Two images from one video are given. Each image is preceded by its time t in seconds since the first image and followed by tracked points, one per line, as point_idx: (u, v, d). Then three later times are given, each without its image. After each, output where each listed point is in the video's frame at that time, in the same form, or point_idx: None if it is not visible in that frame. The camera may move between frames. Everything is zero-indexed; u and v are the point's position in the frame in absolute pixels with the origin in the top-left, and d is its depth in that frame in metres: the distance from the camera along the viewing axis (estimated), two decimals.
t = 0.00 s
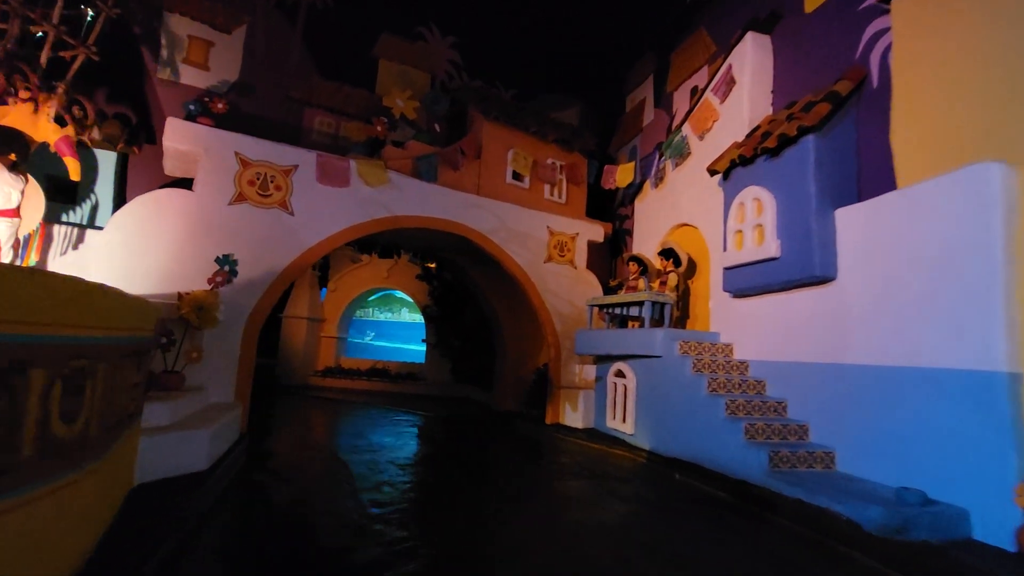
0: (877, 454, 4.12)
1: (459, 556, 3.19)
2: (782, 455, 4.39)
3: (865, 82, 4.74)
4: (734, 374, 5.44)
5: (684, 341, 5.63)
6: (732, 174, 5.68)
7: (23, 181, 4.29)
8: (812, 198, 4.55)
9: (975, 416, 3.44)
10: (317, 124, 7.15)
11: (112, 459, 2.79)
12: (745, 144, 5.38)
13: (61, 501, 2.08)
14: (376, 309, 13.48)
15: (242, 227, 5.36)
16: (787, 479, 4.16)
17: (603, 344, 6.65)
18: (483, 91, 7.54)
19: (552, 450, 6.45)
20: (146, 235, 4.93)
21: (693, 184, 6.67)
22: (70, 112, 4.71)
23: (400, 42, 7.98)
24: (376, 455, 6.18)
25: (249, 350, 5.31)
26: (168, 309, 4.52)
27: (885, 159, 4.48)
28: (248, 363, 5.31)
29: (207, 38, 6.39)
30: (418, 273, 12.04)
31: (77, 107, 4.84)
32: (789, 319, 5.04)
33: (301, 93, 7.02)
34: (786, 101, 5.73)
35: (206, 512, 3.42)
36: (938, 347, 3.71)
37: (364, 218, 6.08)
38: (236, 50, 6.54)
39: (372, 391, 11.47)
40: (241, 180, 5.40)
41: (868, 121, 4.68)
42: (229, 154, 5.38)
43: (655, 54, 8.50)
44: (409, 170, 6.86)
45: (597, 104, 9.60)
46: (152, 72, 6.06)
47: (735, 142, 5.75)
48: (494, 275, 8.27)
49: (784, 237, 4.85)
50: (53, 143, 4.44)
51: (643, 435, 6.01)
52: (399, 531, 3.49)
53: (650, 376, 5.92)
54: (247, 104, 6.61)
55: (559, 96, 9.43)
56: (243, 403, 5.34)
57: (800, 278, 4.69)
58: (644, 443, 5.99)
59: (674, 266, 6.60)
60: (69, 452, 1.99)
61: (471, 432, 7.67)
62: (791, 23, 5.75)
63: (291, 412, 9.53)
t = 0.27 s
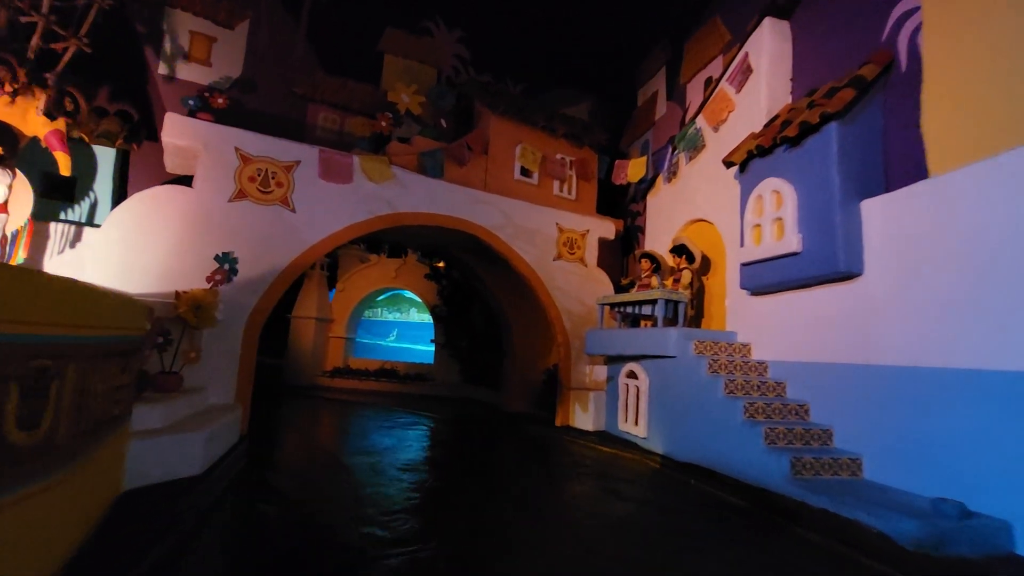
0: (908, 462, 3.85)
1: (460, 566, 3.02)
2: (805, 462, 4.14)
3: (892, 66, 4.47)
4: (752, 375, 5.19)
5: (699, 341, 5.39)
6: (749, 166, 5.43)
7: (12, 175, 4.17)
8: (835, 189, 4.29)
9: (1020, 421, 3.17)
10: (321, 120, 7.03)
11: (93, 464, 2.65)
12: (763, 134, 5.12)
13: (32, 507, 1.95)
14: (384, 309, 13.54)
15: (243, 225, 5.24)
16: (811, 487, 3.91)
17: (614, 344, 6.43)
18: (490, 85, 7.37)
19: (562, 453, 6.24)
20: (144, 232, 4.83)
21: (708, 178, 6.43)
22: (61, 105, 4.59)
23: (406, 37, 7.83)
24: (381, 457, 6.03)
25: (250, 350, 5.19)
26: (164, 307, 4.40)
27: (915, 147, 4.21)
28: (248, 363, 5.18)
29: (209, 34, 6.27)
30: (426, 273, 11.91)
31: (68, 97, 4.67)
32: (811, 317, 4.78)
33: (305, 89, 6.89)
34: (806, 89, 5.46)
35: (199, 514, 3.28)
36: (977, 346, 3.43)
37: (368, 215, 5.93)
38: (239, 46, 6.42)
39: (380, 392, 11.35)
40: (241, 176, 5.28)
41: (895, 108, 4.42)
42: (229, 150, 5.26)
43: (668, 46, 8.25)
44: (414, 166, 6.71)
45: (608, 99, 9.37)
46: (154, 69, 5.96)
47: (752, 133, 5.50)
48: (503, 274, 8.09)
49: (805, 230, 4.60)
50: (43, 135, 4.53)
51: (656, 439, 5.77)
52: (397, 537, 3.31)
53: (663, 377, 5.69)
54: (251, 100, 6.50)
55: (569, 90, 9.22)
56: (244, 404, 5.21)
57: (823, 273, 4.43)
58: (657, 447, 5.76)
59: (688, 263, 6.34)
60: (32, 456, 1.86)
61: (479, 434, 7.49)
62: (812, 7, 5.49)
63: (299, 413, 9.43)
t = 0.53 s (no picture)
0: (943, 470, 3.58)
1: None
2: (831, 470, 3.88)
3: (923, 48, 4.20)
4: (772, 377, 4.93)
5: (715, 341, 5.15)
6: (768, 158, 5.17)
7: None
8: (862, 179, 4.03)
9: None
10: (326, 116, 6.85)
11: (72, 472, 2.51)
12: (783, 123, 4.87)
13: None
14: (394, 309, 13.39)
15: (243, 222, 5.11)
16: (838, 498, 3.65)
17: (626, 344, 6.20)
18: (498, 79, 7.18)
19: (573, 458, 6.02)
20: (142, 229, 4.71)
21: (723, 172, 6.17)
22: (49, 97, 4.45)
23: (412, 31, 7.68)
24: (385, 460, 5.88)
25: (251, 350, 5.07)
26: (160, 307, 4.28)
27: (949, 134, 3.94)
28: (249, 364, 5.06)
29: (212, 29, 6.15)
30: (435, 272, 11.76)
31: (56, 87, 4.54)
32: (835, 316, 4.51)
33: (308, 84, 6.77)
34: (828, 76, 5.19)
35: (187, 523, 3.14)
36: None
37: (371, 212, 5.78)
38: (242, 41, 6.30)
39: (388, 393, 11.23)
40: (241, 172, 5.16)
41: (926, 92, 4.15)
42: (229, 145, 5.14)
43: (681, 37, 7.99)
44: (420, 162, 6.55)
45: (619, 93, 9.13)
46: (155, 65, 5.86)
47: (770, 122, 5.25)
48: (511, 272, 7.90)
49: (829, 223, 4.34)
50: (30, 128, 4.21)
51: (670, 443, 5.53)
52: (395, 550, 3.14)
53: (678, 379, 5.45)
54: (254, 97, 6.39)
55: (579, 84, 9.00)
56: (244, 406, 5.08)
57: (849, 269, 4.17)
58: (671, 452, 5.53)
59: (704, 260, 6.10)
60: None
61: (488, 437, 7.30)
62: None
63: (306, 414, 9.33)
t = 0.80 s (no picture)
0: (983, 480, 3.31)
1: None
2: (859, 478, 3.62)
3: (956, 27, 3.93)
4: (793, 379, 4.67)
5: (732, 341, 4.90)
6: (789, 148, 4.91)
7: None
8: (891, 167, 3.77)
9: None
10: (330, 112, 6.75)
11: (47, 479, 2.38)
12: (804, 111, 4.61)
13: None
14: (402, 309, 13.27)
15: (243, 219, 4.99)
16: (867, 509, 3.39)
17: (638, 344, 5.97)
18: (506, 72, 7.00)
19: (583, 462, 5.81)
20: (140, 226, 4.61)
21: (740, 164, 5.92)
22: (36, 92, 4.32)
23: (418, 26, 7.53)
24: (390, 463, 5.72)
25: (251, 350, 4.95)
26: (156, 305, 4.16)
27: (986, 118, 3.67)
28: (249, 364, 4.93)
29: (214, 24, 6.05)
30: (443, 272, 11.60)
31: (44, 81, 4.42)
32: (861, 314, 4.25)
33: (313, 80, 6.65)
34: (851, 62, 4.93)
35: (177, 529, 3.01)
36: None
37: (375, 208, 5.64)
38: (245, 36, 6.20)
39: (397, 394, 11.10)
40: (241, 168, 5.03)
41: (960, 75, 3.88)
42: (228, 141, 5.01)
43: (695, 27, 7.74)
44: (425, 158, 6.40)
45: (630, 86, 8.89)
46: (157, 61, 5.77)
47: (791, 110, 4.98)
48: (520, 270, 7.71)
49: (855, 215, 4.08)
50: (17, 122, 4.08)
51: (685, 447, 5.30)
52: (390, 560, 2.97)
53: (693, 380, 5.21)
54: (257, 92, 6.27)
55: (589, 78, 8.77)
56: (244, 408, 4.96)
57: (876, 264, 3.91)
58: (685, 457, 5.29)
59: (720, 256, 5.85)
60: None
61: (496, 440, 7.12)
62: None
63: (313, 415, 9.22)
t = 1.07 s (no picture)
0: None
1: None
2: (891, 489, 3.36)
3: (993, 4, 3.66)
4: (816, 382, 4.41)
5: (750, 341, 4.65)
6: (810, 137, 4.65)
7: None
8: (924, 154, 3.51)
9: None
10: (334, 108, 6.63)
11: (20, 482, 2.26)
12: (827, 97, 4.34)
13: None
14: (411, 309, 12.95)
15: (242, 216, 4.86)
16: (901, 523, 3.14)
17: (651, 344, 5.74)
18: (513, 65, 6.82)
19: (593, 466, 5.59)
20: (136, 223, 4.50)
21: (758, 156, 5.66)
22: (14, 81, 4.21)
23: (423, 19, 7.38)
24: (394, 466, 5.56)
25: (251, 350, 4.82)
26: (151, 305, 4.04)
27: None
28: (249, 365, 4.81)
29: (216, 19, 5.93)
30: (452, 271, 11.45)
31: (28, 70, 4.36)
32: (891, 312, 3.98)
33: (316, 75, 6.52)
34: (877, 45, 4.66)
35: (163, 537, 2.88)
36: None
37: (378, 204, 5.49)
38: (247, 31, 6.07)
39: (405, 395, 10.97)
40: (241, 164, 4.91)
41: (997, 54, 3.61)
42: (228, 136, 4.89)
43: (708, 16, 7.48)
44: (430, 153, 6.23)
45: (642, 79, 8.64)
46: (158, 56, 5.67)
47: (812, 98, 4.72)
48: (528, 268, 7.50)
49: (884, 206, 3.81)
50: (2, 112, 3.89)
51: (701, 452, 5.05)
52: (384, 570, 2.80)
53: (709, 382, 4.97)
54: (259, 88, 6.16)
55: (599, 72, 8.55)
56: (243, 409, 4.83)
57: (909, 258, 3.64)
58: (701, 463, 5.04)
59: (737, 252, 5.59)
60: None
61: (504, 442, 6.93)
62: None
63: (320, 416, 9.12)
